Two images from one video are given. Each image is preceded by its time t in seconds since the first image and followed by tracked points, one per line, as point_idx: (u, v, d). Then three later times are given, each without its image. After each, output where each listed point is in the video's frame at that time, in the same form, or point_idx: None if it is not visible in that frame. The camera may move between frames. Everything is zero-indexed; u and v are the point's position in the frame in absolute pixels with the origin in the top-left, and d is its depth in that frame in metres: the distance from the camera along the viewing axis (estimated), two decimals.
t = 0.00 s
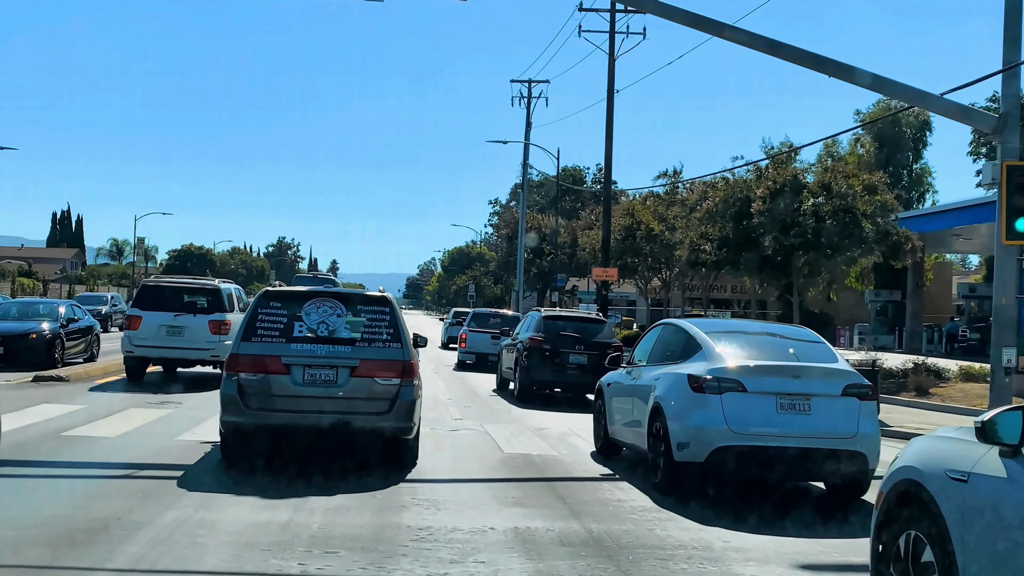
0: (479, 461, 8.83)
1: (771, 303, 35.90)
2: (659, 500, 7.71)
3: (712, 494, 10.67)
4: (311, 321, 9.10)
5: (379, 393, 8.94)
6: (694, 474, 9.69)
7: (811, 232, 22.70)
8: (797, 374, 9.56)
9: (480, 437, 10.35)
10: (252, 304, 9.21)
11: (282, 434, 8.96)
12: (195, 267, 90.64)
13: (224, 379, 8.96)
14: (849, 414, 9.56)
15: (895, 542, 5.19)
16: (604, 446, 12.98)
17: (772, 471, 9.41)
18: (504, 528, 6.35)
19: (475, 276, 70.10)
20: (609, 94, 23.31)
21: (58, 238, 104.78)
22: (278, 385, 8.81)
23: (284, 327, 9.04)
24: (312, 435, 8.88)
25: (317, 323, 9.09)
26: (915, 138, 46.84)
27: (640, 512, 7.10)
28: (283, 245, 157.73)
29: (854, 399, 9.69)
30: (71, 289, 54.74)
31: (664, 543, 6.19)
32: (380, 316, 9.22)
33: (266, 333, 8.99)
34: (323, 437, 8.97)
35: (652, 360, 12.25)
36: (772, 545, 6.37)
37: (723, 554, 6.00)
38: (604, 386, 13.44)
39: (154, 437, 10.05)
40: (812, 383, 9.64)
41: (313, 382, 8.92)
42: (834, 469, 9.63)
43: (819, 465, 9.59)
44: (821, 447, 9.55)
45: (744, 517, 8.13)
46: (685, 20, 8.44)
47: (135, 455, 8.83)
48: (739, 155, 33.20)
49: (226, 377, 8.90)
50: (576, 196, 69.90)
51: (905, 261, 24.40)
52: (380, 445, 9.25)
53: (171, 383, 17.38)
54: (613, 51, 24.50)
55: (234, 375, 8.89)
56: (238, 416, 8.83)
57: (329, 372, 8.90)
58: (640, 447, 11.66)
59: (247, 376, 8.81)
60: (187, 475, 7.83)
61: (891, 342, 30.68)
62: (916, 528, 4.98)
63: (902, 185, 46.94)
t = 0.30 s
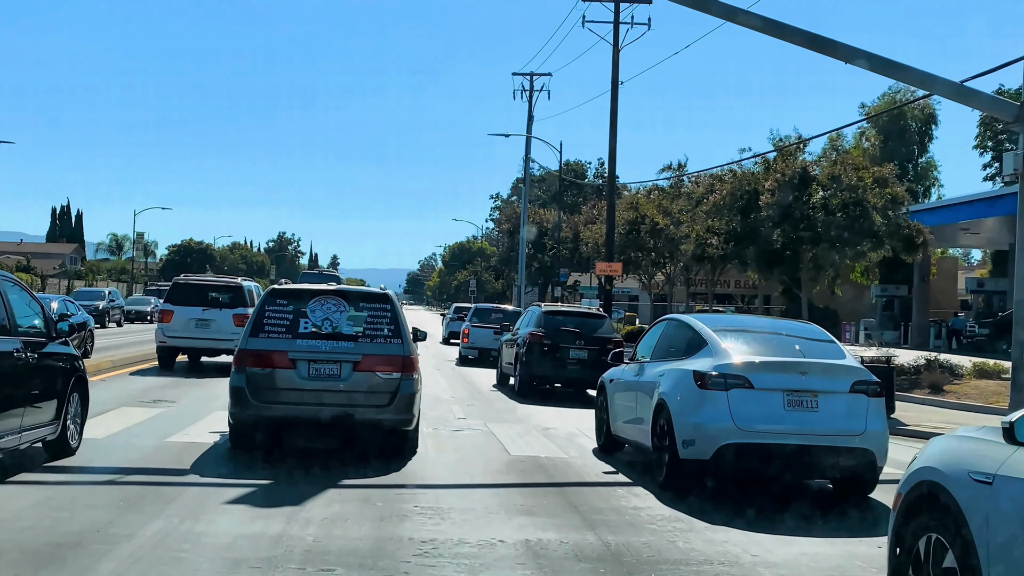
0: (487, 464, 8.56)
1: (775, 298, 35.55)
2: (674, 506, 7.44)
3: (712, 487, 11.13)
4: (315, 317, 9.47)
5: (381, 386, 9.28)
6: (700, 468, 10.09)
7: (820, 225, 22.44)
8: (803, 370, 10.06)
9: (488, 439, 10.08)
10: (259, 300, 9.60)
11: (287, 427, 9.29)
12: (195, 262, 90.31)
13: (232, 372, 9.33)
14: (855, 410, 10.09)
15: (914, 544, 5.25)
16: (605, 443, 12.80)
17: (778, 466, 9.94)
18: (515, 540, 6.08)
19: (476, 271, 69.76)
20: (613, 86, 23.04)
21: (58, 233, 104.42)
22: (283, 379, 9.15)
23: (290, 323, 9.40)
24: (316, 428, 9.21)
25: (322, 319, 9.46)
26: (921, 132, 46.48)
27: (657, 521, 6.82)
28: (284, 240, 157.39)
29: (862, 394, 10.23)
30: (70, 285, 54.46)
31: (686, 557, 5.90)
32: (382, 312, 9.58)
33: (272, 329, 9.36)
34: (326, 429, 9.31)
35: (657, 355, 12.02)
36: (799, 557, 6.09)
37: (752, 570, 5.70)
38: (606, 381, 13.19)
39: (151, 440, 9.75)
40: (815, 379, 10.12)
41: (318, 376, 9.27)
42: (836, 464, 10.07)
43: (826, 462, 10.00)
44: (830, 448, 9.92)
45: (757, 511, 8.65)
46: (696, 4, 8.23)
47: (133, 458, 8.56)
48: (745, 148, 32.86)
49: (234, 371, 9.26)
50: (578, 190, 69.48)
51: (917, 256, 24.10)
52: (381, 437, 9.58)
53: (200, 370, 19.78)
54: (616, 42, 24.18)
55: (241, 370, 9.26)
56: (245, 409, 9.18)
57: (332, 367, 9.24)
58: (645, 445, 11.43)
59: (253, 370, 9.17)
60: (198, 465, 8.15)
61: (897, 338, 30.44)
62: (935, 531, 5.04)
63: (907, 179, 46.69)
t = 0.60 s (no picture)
0: (496, 471, 8.24)
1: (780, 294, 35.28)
2: (695, 516, 7.12)
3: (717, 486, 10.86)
4: (321, 313, 10.71)
5: (381, 377, 10.54)
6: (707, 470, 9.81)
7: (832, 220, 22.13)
8: (811, 368, 9.78)
9: (498, 441, 9.76)
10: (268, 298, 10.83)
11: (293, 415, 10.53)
12: (195, 258, 89.99)
13: (244, 364, 10.55)
14: (865, 409, 9.80)
15: (936, 553, 5.09)
16: (608, 439, 12.61)
17: (788, 467, 9.68)
18: (527, 560, 5.75)
19: (477, 268, 69.43)
20: (618, 78, 22.69)
21: (56, 228, 103.95)
22: (291, 370, 10.38)
23: (298, 318, 10.65)
24: (322, 416, 10.46)
25: (327, 314, 10.70)
26: (927, 126, 46.15)
27: (680, 536, 6.49)
28: (284, 236, 157.38)
29: (872, 393, 9.94)
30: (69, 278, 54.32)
31: None
32: (382, 308, 10.83)
33: (281, 323, 10.62)
34: (330, 417, 10.54)
35: (661, 352, 11.70)
36: None
37: None
38: (609, 378, 12.90)
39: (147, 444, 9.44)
40: (826, 378, 9.83)
41: (323, 368, 10.49)
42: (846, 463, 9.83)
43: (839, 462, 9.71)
44: (841, 448, 9.61)
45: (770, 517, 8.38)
46: None
47: (131, 462, 8.24)
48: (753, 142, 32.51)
49: (246, 363, 10.45)
50: (581, 186, 69.19)
51: (930, 251, 24.09)
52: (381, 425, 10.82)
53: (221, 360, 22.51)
54: (621, 34, 23.81)
55: (252, 361, 10.49)
56: (256, 398, 10.41)
57: (338, 359, 10.48)
58: (650, 444, 11.13)
59: (264, 362, 10.39)
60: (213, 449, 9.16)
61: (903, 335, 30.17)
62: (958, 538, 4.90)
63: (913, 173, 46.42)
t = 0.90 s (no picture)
0: (507, 481, 7.80)
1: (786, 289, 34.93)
2: (726, 534, 6.65)
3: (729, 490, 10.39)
4: (327, 307, 11.50)
5: (383, 368, 11.36)
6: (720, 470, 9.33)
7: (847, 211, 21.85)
8: (827, 366, 9.30)
9: (511, 446, 9.31)
10: (277, 292, 11.61)
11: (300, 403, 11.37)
12: (194, 253, 89.59)
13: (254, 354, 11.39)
14: (884, 409, 9.30)
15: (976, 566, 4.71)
16: (613, 437, 12.32)
17: (802, 469, 9.22)
18: None
19: (478, 262, 69.01)
20: (624, 69, 22.32)
21: (56, 223, 103.60)
22: (299, 360, 11.22)
23: (305, 311, 11.45)
24: (327, 404, 11.29)
25: (332, 308, 11.50)
26: (934, 119, 45.70)
27: (707, 556, 6.06)
28: (284, 231, 157.04)
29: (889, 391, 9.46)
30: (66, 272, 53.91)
31: None
32: (385, 303, 11.62)
33: (289, 316, 11.42)
34: (335, 405, 11.38)
35: (668, 349, 11.30)
36: None
37: None
38: (614, 375, 12.52)
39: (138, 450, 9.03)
40: (842, 375, 9.36)
41: (329, 359, 11.33)
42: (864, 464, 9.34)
43: (856, 464, 9.23)
44: (859, 449, 9.13)
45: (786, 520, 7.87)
46: None
47: (129, 465, 7.80)
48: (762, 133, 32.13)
49: (256, 353, 11.30)
50: (583, 180, 68.74)
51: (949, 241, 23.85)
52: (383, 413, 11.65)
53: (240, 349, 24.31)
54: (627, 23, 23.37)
55: (262, 352, 11.31)
56: (266, 386, 11.27)
57: (343, 351, 11.32)
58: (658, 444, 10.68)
59: (273, 353, 11.22)
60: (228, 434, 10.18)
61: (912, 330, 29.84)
62: (1000, 551, 4.52)
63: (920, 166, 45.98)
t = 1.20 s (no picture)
0: (522, 491, 7.30)
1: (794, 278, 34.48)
2: (768, 553, 6.07)
3: (742, 486, 9.93)
4: (331, 294, 11.67)
5: (387, 353, 11.55)
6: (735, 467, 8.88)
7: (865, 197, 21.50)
8: (847, 358, 8.81)
9: (527, 451, 8.78)
10: (283, 280, 11.79)
11: (306, 388, 11.59)
12: (194, 242, 89.38)
13: (261, 340, 11.58)
14: (906, 402, 8.82)
15: None
16: (619, 431, 11.88)
17: (819, 467, 8.78)
18: None
19: (481, 252, 68.73)
20: (632, 50, 21.82)
21: (55, 210, 103.48)
22: (305, 346, 11.41)
23: (311, 299, 11.63)
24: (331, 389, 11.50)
25: (337, 296, 11.66)
26: (945, 106, 45.10)
27: None
28: (286, 219, 156.97)
29: (910, 383, 8.97)
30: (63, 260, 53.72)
31: None
32: (388, 291, 11.81)
33: (296, 304, 11.59)
34: (338, 389, 11.59)
35: (678, 340, 10.83)
36: None
37: None
38: (621, 367, 12.06)
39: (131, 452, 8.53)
40: (861, 367, 8.87)
41: (333, 344, 11.53)
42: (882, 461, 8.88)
43: (876, 460, 8.76)
44: (879, 445, 8.66)
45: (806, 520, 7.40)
46: None
47: (124, 470, 7.29)
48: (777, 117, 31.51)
49: (263, 339, 11.49)
50: (587, 168, 68.33)
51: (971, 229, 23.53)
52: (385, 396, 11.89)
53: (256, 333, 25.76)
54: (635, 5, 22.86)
55: (269, 338, 11.50)
56: (271, 371, 11.46)
57: (347, 337, 11.52)
58: (669, 439, 10.19)
59: (280, 339, 11.42)
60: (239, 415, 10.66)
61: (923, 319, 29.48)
62: None
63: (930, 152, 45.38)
